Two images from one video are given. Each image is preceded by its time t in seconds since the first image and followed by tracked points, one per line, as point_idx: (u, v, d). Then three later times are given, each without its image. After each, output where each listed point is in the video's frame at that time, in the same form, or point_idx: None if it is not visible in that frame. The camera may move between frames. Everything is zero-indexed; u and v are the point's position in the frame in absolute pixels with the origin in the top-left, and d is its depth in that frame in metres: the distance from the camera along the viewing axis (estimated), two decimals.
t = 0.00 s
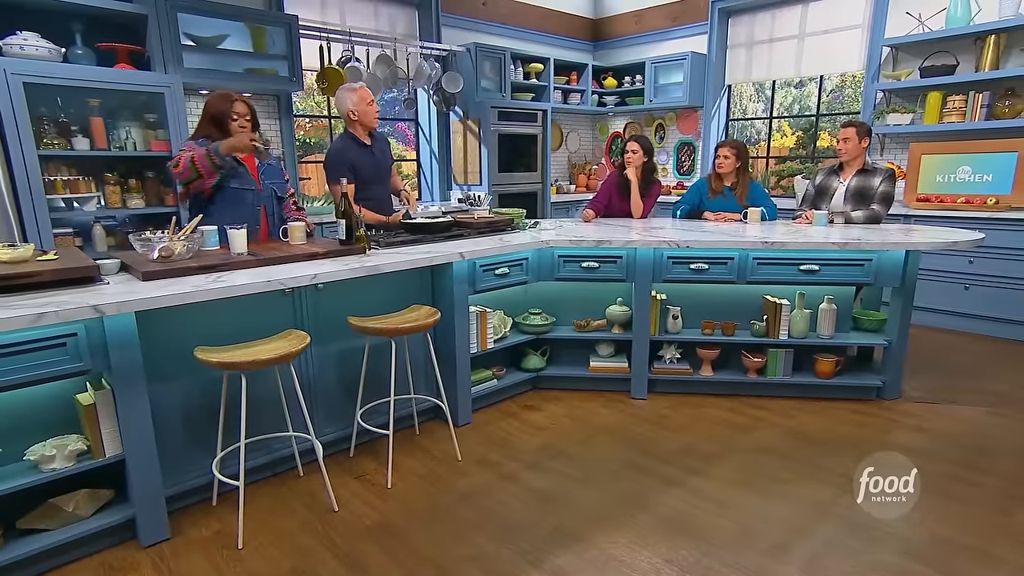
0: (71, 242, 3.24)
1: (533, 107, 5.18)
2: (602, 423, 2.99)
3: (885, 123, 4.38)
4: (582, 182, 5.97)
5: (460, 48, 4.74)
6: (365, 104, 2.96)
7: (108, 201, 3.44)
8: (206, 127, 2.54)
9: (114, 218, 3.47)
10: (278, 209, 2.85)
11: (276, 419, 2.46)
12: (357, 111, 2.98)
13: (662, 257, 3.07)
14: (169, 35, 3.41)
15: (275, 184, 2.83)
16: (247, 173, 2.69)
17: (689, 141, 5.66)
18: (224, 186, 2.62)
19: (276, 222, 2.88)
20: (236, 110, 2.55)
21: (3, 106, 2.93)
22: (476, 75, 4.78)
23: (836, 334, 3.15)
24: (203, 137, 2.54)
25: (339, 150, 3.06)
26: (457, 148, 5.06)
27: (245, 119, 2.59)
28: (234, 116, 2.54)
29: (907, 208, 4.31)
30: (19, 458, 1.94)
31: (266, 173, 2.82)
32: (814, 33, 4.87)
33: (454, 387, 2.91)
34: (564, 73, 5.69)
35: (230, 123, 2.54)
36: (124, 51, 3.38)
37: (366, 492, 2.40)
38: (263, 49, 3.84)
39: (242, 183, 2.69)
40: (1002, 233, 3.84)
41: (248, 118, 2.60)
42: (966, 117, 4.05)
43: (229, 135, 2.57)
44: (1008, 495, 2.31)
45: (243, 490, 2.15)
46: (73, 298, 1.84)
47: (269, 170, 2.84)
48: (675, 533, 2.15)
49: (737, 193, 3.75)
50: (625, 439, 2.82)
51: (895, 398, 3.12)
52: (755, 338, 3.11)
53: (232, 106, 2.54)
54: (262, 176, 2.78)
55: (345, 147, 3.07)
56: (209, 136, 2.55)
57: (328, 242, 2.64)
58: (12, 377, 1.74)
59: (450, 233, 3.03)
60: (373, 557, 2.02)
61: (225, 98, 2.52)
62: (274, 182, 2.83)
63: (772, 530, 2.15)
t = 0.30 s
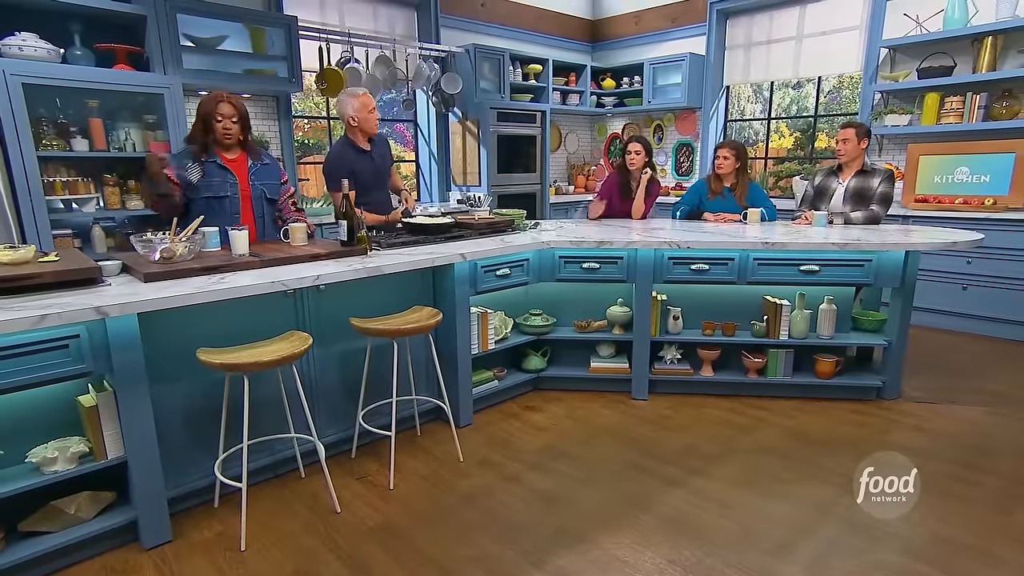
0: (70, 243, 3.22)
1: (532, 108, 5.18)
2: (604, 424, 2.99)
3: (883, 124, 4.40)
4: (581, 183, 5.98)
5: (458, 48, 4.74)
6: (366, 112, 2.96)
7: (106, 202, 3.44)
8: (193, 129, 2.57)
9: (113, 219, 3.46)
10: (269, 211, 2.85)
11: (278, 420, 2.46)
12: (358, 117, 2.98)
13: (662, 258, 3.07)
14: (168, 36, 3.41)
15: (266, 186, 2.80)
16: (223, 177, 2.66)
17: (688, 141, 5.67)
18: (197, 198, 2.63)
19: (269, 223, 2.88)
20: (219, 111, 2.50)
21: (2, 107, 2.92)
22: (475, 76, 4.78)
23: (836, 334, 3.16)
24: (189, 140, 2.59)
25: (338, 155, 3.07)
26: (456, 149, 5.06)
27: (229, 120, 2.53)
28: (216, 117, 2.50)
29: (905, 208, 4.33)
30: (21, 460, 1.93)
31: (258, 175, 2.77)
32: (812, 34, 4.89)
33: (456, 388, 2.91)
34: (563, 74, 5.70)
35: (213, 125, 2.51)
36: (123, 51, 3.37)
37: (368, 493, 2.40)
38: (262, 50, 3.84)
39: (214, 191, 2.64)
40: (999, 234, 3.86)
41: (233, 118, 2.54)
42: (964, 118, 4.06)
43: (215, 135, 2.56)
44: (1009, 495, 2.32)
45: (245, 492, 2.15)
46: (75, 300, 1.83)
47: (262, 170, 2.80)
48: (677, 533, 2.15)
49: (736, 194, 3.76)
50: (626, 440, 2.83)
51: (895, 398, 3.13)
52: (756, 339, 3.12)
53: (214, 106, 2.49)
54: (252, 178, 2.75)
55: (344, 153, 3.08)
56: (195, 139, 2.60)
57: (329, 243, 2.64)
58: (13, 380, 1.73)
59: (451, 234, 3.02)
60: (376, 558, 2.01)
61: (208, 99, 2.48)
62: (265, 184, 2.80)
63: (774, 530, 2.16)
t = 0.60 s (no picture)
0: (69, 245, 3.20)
1: (531, 109, 5.19)
2: (605, 424, 3.00)
3: (881, 124, 4.41)
4: (580, 184, 5.99)
5: (458, 49, 4.74)
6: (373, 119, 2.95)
7: (106, 204, 3.45)
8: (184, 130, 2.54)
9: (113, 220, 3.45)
10: (262, 211, 2.84)
11: (280, 421, 2.46)
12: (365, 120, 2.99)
13: (663, 259, 3.08)
14: (168, 36, 3.40)
15: (258, 188, 2.78)
16: (211, 180, 2.63)
17: (687, 142, 5.68)
18: (186, 201, 2.62)
19: (263, 223, 2.87)
20: (209, 112, 2.47)
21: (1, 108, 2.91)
22: (474, 77, 4.78)
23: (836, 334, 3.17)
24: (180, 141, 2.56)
25: (338, 156, 3.07)
26: (455, 150, 5.06)
27: (219, 121, 2.51)
28: (207, 118, 2.47)
29: (903, 208, 4.34)
30: (24, 461, 1.92)
31: (250, 176, 2.75)
32: (811, 35, 4.90)
33: (457, 389, 2.91)
34: (561, 75, 5.72)
35: (203, 126, 2.49)
36: (122, 52, 3.36)
37: (371, 494, 2.40)
38: (261, 51, 3.84)
39: (201, 195, 2.62)
40: (997, 234, 3.88)
41: (223, 119, 2.51)
42: (961, 119, 4.08)
43: (206, 136, 2.54)
44: (1008, 493, 2.33)
45: (248, 493, 2.14)
46: (78, 301, 1.83)
47: (254, 170, 2.77)
48: (680, 534, 2.15)
49: (736, 194, 3.77)
50: (628, 440, 2.83)
51: (895, 398, 3.14)
52: (756, 339, 3.13)
53: (205, 107, 2.45)
54: (243, 179, 2.73)
55: (346, 155, 3.08)
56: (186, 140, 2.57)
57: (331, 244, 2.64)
58: (17, 381, 1.73)
59: (452, 235, 3.03)
60: (379, 560, 2.01)
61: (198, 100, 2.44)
62: (257, 185, 2.78)
63: (777, 529, 2.16)
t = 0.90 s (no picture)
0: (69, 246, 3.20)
1: (530, 110, 5.19)
2: (606, 424, 3.00)
3: (879, 125, 4.42)
4: (578, 185, 6.00)
5: (456, 50, 4.75)
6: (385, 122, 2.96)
7: (105, 205, 3.42)
8: (180, 133, 2.53)
9: (112, 221, 3.45)
10: (263, 212, 2.83)
11: (281, 422, 2.45)
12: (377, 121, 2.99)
13: (663, 259, 3.09)
14: (167, 38, 3.40)
15: (257, 188, 2.78)
16: (211, 183, 2.63)
17: (685, 143, 5.69)
18: (187, 205, 2.61)
19: (264, 223, 2.87)
20: (207, 115, 2.47)
21: None
22: (473, 78, 4.78)
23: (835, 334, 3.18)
24: (176, 144, 2.55)
25: (342, 150, 3.07)
26: (454, 150, 5.07)
27: (217, 122, 2.50)
28: (205, 121, 2.47)
29: (901, 209, 4.36)
30: (26, 462, 1.92)
31: (248, 177, 2.75)
32: (808, 37, 4.92)
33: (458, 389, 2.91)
34: (560, 76, 5.73)
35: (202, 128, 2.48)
36: (122, 53, 3.36)
37: (372, 495, 2.40)
38: (261, 52, 3.84)
39: (203, 199, 2.62)
40: (995, 234, 3.89)
41: (221, 120, 2.50)
42: (959, 119, 4.11)
43: (204, 138, 2.53)
44: (1008, 493, 2.34)
45: (251, 493, 2.14)
46: (80, 302, 1.83)
47: (251, 171, 2.77)
48: (682, 534, 2.16)
49: (735, 195, 3.78)
50: (628, 441, 2.84)
51: (894, 398, 3.15)
52: (756, 339, 3.14)
53: (204, 109, 2.45)
54: (241, 181, 2.73)
55: (351, 148, 3.08)
56: (183, 143, 2.55)
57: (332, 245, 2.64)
58: (19, 382, 1.73)
59: (453, 236, 3.03)
60: (382, 560, 2.01)
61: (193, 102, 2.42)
62: (256, 186, 2.78)
63: (778, 529, 2.17)
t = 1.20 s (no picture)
0: (66, 247, 3.19)
1: (528, 111, 5.20)
2: (605, 426, 3.01)
3: (875, 127, 4.44)
4: (576, 186, 6.01)
5: (454, 52, 4.75)
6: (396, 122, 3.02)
7: (102, 206, 3.41)
8: (181, 136, 2.52)
9: (109, 223, 3.43)
10: (263, 213, 2.86)
11: (282, 424, 2.45)
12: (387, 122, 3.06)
13: (662, 260, 3.09)
14: (165, 39, 3.39)
15: (257, 189, 2.82)
16: (215, 186, 2.63)
17: (682, 144, 5.70)
18: (191, 209, 2.58)
19: (263, 225, 2.88)
20: (216, 116, 2.51)
21: None
22: (470, 79, 4.78)
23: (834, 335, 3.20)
24: (178, 147, 2.54)
25: (352, 148, 3.07)
26: (451, 152, 5.07)
27: (224, 124, 2.54)
28: (215, 123, 2.51)
29: (897, 210, 4.38)
30: (25, 464, 1.91)
31: (247, 178, 2.79)
32: (804, 39, 4.94)
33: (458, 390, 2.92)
34: (557, 77, 5.73)
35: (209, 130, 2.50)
36: (119, 54, 3.35)
37: (373, 496, 2.40)
38: (259, 53, 3.84)
39: (207, 202, 2.60)
40: (991, 235, 3.92)
41: (229, 122, 2.56)
42: (954, 121, 4.13)
43: (208, 140, 2.55)
44: (1006, 492, 2.36)
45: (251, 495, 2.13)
46: (81, 304, 1.82)
47: (249, 173, 2.80)
48: (684, 534, 2.16)
49: (732, 197, 3.80)
50: (628, 442, 2.85)
51: (892, 398, 3.16)
52: (754, 340, 3.15)
53: (211, 110, 2.49)
54: (242, 182, 2.76)
55: (362, 147, 3.07)
56: (186, 146, 2.55)
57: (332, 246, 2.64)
58: (20, 383, 1.72)
59: (453, 237, 3.04)
60: (384, 562, 2.01)
61: (204, 104, 2.45)
62: (255, 187, 2.82)
63: (779, 529, 2.18)
